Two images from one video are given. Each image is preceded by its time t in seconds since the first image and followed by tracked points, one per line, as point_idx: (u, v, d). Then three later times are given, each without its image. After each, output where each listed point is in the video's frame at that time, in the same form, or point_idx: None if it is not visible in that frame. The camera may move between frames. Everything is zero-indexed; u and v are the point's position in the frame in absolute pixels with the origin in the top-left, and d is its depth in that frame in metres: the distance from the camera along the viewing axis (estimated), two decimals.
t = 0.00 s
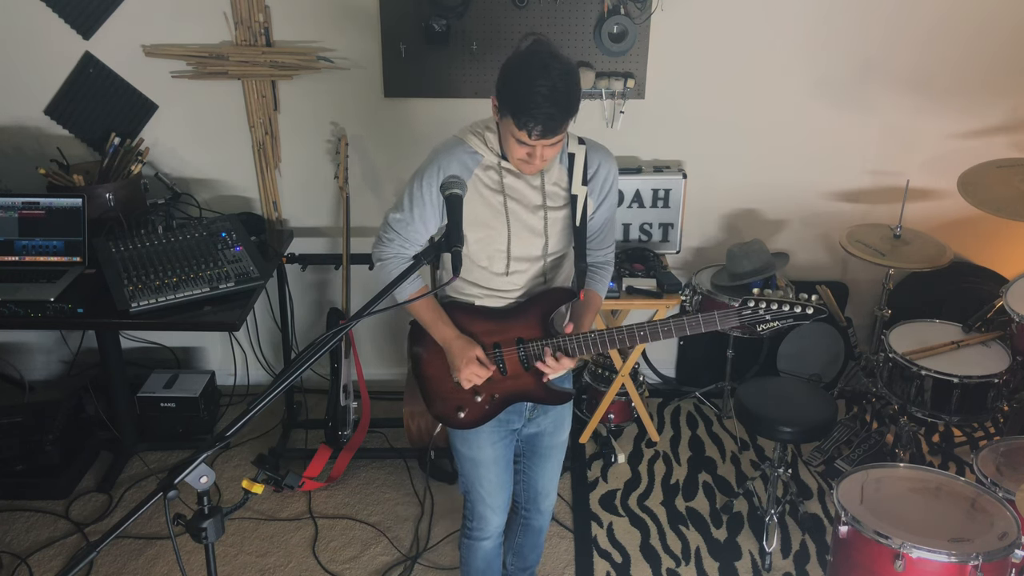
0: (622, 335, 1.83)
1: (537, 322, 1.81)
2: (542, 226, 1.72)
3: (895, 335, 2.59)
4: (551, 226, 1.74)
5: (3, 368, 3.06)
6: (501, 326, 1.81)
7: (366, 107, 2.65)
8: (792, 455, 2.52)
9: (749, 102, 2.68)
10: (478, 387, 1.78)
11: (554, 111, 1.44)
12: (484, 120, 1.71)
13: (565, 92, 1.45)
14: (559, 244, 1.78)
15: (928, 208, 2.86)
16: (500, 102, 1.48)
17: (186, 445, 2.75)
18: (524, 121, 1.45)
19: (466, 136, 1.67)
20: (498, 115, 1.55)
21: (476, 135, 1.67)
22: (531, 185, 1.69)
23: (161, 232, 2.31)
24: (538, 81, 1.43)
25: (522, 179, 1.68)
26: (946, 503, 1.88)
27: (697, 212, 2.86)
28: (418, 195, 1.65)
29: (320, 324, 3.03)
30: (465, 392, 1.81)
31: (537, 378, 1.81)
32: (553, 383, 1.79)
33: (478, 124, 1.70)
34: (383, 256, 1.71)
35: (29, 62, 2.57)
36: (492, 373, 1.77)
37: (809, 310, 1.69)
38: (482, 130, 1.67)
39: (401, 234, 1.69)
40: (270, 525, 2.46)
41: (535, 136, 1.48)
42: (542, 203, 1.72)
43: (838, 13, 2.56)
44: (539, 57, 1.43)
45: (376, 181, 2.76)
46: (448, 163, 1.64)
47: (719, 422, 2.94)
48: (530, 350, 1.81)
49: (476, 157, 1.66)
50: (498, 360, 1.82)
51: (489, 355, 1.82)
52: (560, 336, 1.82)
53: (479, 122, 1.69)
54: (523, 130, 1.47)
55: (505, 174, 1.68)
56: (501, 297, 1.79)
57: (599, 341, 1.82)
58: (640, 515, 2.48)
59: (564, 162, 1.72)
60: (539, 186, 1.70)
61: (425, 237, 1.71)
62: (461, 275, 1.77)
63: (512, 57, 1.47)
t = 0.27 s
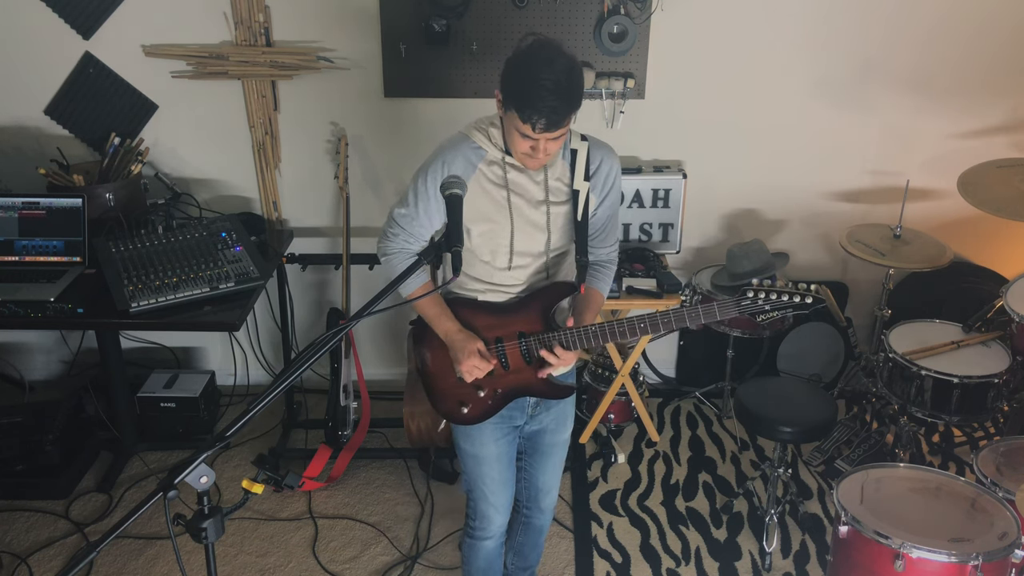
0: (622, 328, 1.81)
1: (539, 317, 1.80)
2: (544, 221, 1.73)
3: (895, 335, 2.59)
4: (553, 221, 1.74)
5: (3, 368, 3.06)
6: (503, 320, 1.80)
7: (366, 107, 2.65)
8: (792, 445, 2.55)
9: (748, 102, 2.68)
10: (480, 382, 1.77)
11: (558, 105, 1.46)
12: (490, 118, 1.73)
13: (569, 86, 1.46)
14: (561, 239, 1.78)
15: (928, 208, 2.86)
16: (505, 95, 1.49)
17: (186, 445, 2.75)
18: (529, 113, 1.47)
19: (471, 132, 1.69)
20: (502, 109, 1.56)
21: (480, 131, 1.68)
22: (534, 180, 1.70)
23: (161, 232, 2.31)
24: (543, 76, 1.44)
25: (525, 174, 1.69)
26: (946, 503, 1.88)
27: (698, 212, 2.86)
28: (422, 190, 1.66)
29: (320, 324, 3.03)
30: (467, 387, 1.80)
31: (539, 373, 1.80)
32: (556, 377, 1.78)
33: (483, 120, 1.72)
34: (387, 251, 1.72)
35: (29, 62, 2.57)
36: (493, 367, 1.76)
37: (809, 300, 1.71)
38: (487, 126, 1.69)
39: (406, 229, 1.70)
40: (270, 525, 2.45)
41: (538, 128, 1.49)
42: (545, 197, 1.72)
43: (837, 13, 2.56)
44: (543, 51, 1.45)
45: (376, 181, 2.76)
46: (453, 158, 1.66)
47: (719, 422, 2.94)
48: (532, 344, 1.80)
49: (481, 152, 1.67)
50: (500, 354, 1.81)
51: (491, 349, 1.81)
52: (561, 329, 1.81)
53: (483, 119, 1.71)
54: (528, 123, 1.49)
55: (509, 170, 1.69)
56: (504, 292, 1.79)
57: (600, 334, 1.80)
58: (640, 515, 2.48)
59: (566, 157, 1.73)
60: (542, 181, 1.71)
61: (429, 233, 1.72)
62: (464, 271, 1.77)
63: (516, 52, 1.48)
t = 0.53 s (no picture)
0: (625, 332, 1.81)
1: (543, 320, 1.80)
2: (549, 224, 1.74)
3: (895, 335, 2.59)
4: (557, 225, 1.75)
5: (3, 368, 3.06)
6: (507, 323, 1.80)
7: (366, 107, 2.65)
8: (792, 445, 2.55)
9: (749, 103, 2.68)
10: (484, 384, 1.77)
11: (562, 101, 1.46)
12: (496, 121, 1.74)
13: (572, 83, 1.47)
14: (566, 244, 1.79)
15: (928, 208, 2.86)
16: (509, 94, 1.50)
17: (186, 445, 2.75)
18: (532, 111, 1.47)
19: (477, 136, 1.69)
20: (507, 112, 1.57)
21: (486, 135, 1.69)
22: (539, 184, 1.72)
23: (161, 232, 2.30)
24: (546, 73, 1.45)
25: (530, 177, 1.70)
26: (946, 503, 1.88)
27: (697, 213, 2.86)
28: (427, 193, 1.67)
29: (320, 324, 3.03)
30: (471, 390, 1.79)
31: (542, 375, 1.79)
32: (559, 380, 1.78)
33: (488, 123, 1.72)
34: (392, 254, 1.72)
35: (29, 62, 2.57)
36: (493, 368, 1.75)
37: (810, 305, 1.73)
38: (492, 130, 1.69)
39: (411, 232, 1.71)
40: (270, 525, 2.45)
41: (543, 125, 1.49)
42: (550, 201, 1.73)
43: (837, 13, 2.56)
44: (545, 50, 1.46)
45: (375, 181, 2.76)
46: (458, 162, 1.67)
47: (719, 422, 2.94)
48: (536, 347, 1.79)
49: (486, 156, 1.68)
50: (504, 356, 1.80)
51: (494, 351, 1.80)
52: (565, 332, 1.80)
53: (490, 123, 1.71)
54: (532, 121, 1.49)
55: (514, 173, 1.69)
56: (508, 296, 1.80)
57: (604, 338, 1.79)
58: (640, 515, 2.48)
59: (571, 162, 1.74)
60: (547, 185, 1.72)
61: (435, 235, 1.72)
62: (468, 273, 1.79)
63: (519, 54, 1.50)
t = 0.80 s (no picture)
0: (628, 333, 1.80)
1: (545, 322, 1.80)
2: (550, 226, 1.74)
3: (895, 335, 2.59)
4: (559, 227, 1.75)
5: (3, 368, 3.06)
6: (510, 325, 1.80)
7: (366, 107, 2.65)
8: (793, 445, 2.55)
9: (749, 103, 2.68)
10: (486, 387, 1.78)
11: (564, 99, 1.46)
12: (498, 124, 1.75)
13: (574, 81, 1.47)
14: (567, 246, 1.79)
15: (928, 208, 2.86)
16: (511, 94, 1.50)
17: (186, 445, 2.75)
18: (535, 109, 1.47)
19: (479, 138, 1.70)
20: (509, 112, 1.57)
21: (489, 137, 1.70)
22: (541, 186, 1.72)
23: (161, 232, 2.31)
24: (548, 72, 1.45)
25: (532, 178, 1.70)
26: (946, 503, 1.88)
27: (697, 212, 2.86)
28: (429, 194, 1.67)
29: (320, 324, 3.03)
30: (473, 393, 1.81)
31: (545, 376, 1.80)
32: (562, 382, 1.78)
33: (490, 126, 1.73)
34: (394, 255, 1.72)
35: (29, 62, 2.57)
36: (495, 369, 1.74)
37: (813, 303, 1.72)
38: (495, 133, 1.70)
39: (413, 233, 1.71)
40: (270, 525, 2.45)
41: (546, 124, 1.49)
42: (551, 203, 1.73)
43: (837, 13, 2.56)
44: (546, 50, 1.47)
45: (375, 181, 2.76)
46: (461, 164, 1.67)
47: (719, 422, 2.94)
48: (538, 350, 1.80)
49: (488, 158, 1.69)
50: (506, 359, 1.81)
51: (497, 354, 1.80)
52: (567, 333, 1.80)
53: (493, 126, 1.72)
54: (534, 120, 1.49)
55: (516, 175, 1.70)
56: (510, 298, 1.79)
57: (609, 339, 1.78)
58: (640, 515, 2.48)
59: (573, 164, 1.74)
60: (549, 187, 1.72)
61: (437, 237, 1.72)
62: (471, 276, 1.78)
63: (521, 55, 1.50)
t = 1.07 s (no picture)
0: (630, 326, 1.78)
1: (547, 315, 1.79)
2: (555, 219, 1.73)
3: (895, 335, 2.59)
4: (563, 221, 1.74)
5: (3, 368, 3.06)
6: (511, 318, 1.80)
7: (366, 107, 2.65)
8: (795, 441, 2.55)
9: (749, 102, 2.68)
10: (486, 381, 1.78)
11: (563, 91, 1.46)
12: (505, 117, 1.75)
13: (573, 72, 1.47)
14: (571, 240, 1.78)
15: (929, 208, 2.86)
16: (511, 85, 1.50)
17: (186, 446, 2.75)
18: (534, 101, 1.47)
19: (487, 130, 1.71)
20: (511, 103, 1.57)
21: (496, 129, 1.70)
22: (547, 178, 1.71)
23: (161, 232, 2.31)
24: (547, 64, 1.45)
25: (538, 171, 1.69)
26: (946, 503, 1.88)
27: (698, 212, 2.86)
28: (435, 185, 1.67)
29: (320, 324, 3.03)
30: (473, 387, 1.81)
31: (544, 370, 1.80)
32: (564, 378, 1.77)
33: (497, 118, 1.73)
34: (399, 245, 1.72)
35: (29, 62, 2.57)
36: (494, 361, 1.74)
37: (817, 296, 1.73)
38: (503, 125, 1.70)
39: (418, 224, 1.70)
40: (270, 525, 2.45)
41: (545, 115, 1.49)
42: (557, 196, 1.72)
43: (837, 13, 2.56)
44: (544, 41, 1.46)
45: (376, 181, 2.76)
46: (467, 154, 1.67)
47: (719, 422, 2.94)
48: (540, 343, 1.80)
49: (494, 149, 1.69)
50: (507, 352, 1.80)
51: (497, 347, 1.80)
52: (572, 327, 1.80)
53: (500, 118, 1.72)
54: (534, 112, 1.49)
55: (522, 166, 1.69)
56: (511, 291, 1.79)
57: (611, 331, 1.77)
58: (640, 515, 2.48)
59: (579, 158, 1.73)
60: (554, 179, 1.71)
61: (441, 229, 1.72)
62: (474, 268, 1.78)
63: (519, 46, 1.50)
